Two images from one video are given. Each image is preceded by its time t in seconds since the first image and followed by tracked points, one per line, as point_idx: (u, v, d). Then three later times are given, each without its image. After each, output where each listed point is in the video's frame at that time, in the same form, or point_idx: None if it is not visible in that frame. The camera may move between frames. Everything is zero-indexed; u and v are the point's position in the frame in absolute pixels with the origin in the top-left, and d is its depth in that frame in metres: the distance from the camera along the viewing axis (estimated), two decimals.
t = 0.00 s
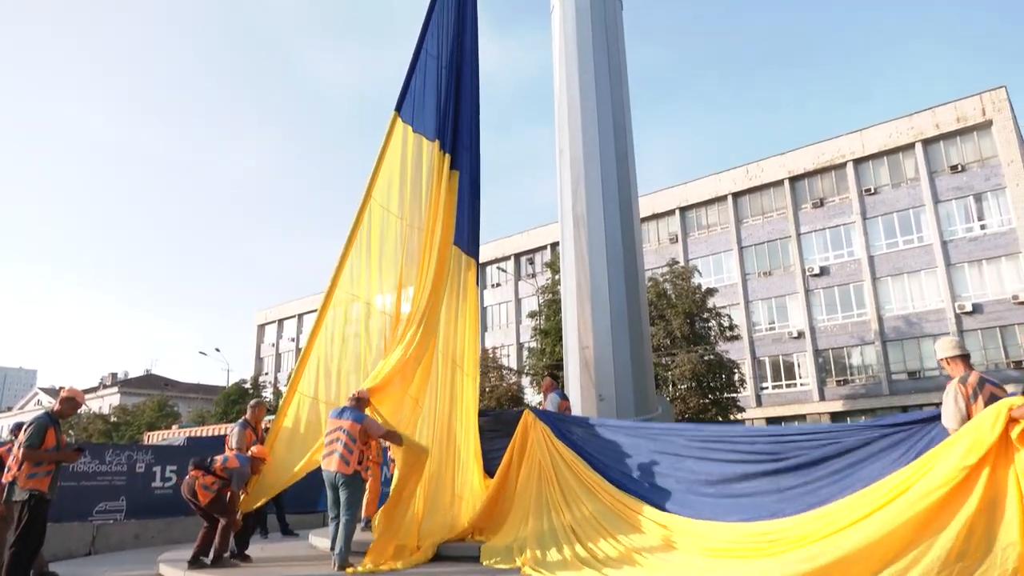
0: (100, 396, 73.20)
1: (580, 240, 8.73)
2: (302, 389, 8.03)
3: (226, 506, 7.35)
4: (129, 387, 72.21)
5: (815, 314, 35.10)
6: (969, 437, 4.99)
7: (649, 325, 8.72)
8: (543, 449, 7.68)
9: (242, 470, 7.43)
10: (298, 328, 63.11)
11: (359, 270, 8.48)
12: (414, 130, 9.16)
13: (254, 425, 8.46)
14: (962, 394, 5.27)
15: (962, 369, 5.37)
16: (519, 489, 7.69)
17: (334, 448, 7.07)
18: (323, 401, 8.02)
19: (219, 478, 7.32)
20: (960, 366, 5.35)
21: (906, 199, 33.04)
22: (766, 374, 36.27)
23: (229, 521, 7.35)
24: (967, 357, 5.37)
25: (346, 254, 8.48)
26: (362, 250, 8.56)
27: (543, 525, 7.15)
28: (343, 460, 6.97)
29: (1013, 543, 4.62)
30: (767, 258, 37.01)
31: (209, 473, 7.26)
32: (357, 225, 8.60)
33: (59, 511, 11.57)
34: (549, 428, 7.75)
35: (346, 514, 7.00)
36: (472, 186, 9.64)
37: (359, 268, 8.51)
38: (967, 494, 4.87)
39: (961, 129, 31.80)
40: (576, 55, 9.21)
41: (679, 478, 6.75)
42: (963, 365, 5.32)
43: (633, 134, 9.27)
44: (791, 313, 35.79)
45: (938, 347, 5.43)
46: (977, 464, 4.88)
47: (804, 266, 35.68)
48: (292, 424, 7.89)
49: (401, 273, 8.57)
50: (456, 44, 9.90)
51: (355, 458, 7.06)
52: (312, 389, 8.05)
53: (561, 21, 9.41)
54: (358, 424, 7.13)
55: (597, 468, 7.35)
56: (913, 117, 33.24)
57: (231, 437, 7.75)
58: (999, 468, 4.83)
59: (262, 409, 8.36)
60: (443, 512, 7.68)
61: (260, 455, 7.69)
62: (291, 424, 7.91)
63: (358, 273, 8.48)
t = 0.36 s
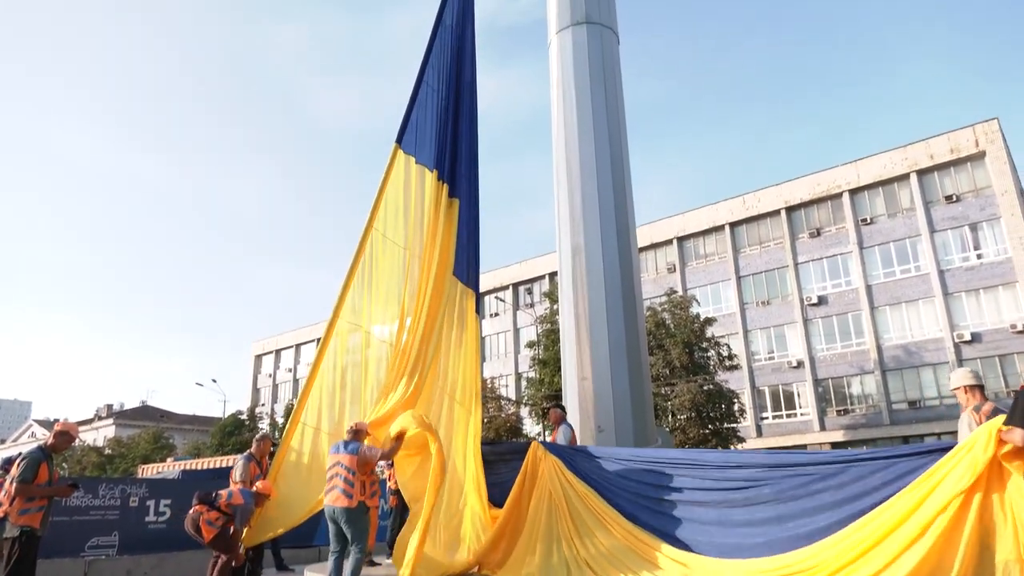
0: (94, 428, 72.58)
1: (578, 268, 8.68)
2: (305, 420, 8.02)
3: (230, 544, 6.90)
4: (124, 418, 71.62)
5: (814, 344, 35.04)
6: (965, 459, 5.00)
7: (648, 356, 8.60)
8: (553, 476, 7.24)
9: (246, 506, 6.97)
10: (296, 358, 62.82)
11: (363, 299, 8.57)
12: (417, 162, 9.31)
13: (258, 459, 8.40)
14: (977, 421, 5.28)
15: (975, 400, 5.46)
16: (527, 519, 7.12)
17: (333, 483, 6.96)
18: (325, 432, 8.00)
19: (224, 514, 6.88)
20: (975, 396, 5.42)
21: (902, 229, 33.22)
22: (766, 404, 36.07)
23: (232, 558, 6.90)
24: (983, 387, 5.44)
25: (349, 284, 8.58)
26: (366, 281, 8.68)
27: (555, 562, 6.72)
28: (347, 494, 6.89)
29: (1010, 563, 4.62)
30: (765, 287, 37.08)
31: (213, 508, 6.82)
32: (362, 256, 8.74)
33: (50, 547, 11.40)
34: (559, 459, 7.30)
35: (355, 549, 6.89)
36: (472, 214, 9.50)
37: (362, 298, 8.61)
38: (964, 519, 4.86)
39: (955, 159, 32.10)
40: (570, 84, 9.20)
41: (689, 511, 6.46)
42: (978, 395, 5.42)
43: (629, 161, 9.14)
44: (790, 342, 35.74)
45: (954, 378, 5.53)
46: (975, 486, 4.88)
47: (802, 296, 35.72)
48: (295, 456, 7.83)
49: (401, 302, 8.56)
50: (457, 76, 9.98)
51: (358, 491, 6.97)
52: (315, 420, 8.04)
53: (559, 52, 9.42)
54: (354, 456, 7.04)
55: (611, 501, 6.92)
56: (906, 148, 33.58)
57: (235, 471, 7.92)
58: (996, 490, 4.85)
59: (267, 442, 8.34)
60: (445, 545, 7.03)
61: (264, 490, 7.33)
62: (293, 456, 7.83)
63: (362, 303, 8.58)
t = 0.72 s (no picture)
0: (85, 464, 71.67)
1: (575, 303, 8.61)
2: (307, 457, 7.84)
3: None
4: (115, 454, 70.73)
5: (811, 378, 34.92)
6: (950, 486, 5.03)
7: (644, 392, 8.49)
8: (553, 514, 7.04)
9: (244, 543, 6.98)
10: (291, 393, 62.35)
11: (360, 332, 8.37)
12: (415, 197, 9.27)
13: (257, 498, 8.39)
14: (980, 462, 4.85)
15: (984, 436, 4.93)
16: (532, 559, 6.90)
17: (343, 521, 6.69)
18: (328, 468, 7.83)
19: (221, 553, 6.90)
20: (984, 434, 4.90)
21: (897, 263, 33.39)
22: (764, 439, 35.79)
23: None
24: (996, 425, 4.91)
25: (350, 317, 8.40)
26: (366, 314, 8.51)
27: None
28: (354, 535, 6.58)
29: None
30: (762, 321, 37.12)
31: (210, 547, 6.86)
32: (360, 289, 8.55)
33: None
34: (558, 498, 7.10)
35: None
36: (467, 252, 9.67)
37: (363, 332, 8.43)
38: (950, 545, 4.88)
39: (947, 195, 32.42)
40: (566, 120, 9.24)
41: (692, 549, 6.30)
42: (986, 430, 4.90)
43: (624, 197, 9.17)
44: (787, 376, 35.63)
45: (962, 412, 5.08)
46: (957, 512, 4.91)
47: (799, 329, 35.74)
48: (298, 493, 7.71)
49: (402, 335, 8.40)
50: (452, 114, 10.07)
51: (366, 533, 6.67)
52: (316, 457, 7.86)
53: (555, 88, 9.45)
54: (368, 497, 6.75)
55: (614, 540, 6.70)
56: (899, 183, 33.94)
57: (233, 511, 7.80)
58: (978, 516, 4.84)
59: (265, 480, 8.35)
60: None
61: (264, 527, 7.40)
62: (296, 494, 7.71)
63: (362, 337, 8.39)
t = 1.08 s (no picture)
0: (78, 496, 70.82)
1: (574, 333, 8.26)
2: (307, 490, 7.47)
3: None
4: (109, 486, 69.92)
5: (811, 410, 34.71)
6: (949, 532, 4.96)
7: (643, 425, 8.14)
8: (551, 551, 6.91)
9: None
10: (287, 423, 61.90)
11: (358, 362, 8.15)
12: (414, 226, 9.20)
13: (257, 531, 8.21)
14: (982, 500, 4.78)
15: (987, 471, 4.86)
16: None
17: (352, 557, 6.39)
18: (328, 501, 7.47)
19: None
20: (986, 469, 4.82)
21: (895, 294, 33.43)
22: (765, 472, 35.44)
23: None
24: (998, 461, 4.84)
25: (349, 347, 8.18)
26: (364, 343, 8.28)
27: None
28: (365, 567, 6.31)
29: None
30: (761, 353, 37.04)
31: None
32: (359, 317, 8.32)
33: None
34: (556, 534, 6.99)
35: None
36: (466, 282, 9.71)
37: (362, 361, 8.20)
38: None
39: (943, 227, 32.61)
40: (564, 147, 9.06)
41: None
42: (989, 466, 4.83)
43: (623, 225, 8.95)
44: (787, 408, 35.44)
45: (964, 447, 4.97)
46: (955, 562, 4.83)
47: (798, 361, 35.65)
48: (298, 528, 7.28)
49: (401, 365, 8.30)
50: (451, 144, 10.13)
51: (376, 566, 6.41)
52: (316, 489, 7.49)
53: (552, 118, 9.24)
54: (376, 529, 6.55)
55: None
56: (896, 215, 34.14)
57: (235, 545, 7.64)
58: (979, 564, 4.75)
59: (265, 512, 8.21)
60: None
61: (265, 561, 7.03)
62: (297, 529, 7.28)
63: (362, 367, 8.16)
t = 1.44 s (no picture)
0: (73, 524, 70.06)
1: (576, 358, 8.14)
2: (311, 517, 7.33)
3: None
4: (104, 513, 69.18)
5: (814, 439, 34.46)
6: None
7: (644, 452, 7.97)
8: None
9: None
10: (285, 450, 61.45)
11: (361, 388, 8.10)
12: (415, 252, 9.21)
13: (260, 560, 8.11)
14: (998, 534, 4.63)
15: (1001, 505, 4.76)
16: None
17: None
18: (331, 529, 7.36)
19: None
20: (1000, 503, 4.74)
21: (896, 322, 33.40)
22: (768, 501, 35.07)
23: None
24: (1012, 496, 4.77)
25: (351, 373, 8.12)
26: (367, 369, 8.24)
27: None
28: None
29: None
30: (763, 380, 36.88)
31: None
32: (362, 343, 8.30)
33: None
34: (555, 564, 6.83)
35: None
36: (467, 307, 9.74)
37: (364, 387, 8.14)
38: None
39: (943, 255, 32.68)
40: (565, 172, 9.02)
41: None
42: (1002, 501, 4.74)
43: (622, 249, 8.86)
44: (789, 437, 35.18)
45: (978, 481, 4.96)
46: None
47: (800, 389, 35.49)
48: (303, 557, 7.10)
49: (404, 392, 8.28)
50: (452, 170, 10.19)
51: None
52: (319, 517, 7.37)
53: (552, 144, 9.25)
54: (375, 561, 6.47)
55: None
56: (896, 243, 34.23)
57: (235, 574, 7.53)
58: None
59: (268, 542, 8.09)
60: None
61: None
62: (300, 558, 7.10)
63: (364, 393, 8.11)
